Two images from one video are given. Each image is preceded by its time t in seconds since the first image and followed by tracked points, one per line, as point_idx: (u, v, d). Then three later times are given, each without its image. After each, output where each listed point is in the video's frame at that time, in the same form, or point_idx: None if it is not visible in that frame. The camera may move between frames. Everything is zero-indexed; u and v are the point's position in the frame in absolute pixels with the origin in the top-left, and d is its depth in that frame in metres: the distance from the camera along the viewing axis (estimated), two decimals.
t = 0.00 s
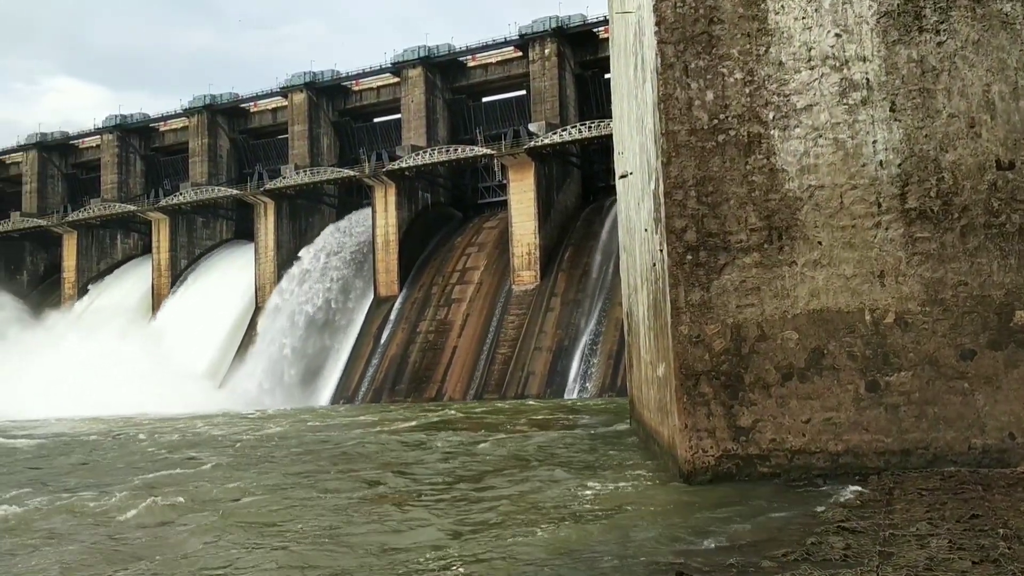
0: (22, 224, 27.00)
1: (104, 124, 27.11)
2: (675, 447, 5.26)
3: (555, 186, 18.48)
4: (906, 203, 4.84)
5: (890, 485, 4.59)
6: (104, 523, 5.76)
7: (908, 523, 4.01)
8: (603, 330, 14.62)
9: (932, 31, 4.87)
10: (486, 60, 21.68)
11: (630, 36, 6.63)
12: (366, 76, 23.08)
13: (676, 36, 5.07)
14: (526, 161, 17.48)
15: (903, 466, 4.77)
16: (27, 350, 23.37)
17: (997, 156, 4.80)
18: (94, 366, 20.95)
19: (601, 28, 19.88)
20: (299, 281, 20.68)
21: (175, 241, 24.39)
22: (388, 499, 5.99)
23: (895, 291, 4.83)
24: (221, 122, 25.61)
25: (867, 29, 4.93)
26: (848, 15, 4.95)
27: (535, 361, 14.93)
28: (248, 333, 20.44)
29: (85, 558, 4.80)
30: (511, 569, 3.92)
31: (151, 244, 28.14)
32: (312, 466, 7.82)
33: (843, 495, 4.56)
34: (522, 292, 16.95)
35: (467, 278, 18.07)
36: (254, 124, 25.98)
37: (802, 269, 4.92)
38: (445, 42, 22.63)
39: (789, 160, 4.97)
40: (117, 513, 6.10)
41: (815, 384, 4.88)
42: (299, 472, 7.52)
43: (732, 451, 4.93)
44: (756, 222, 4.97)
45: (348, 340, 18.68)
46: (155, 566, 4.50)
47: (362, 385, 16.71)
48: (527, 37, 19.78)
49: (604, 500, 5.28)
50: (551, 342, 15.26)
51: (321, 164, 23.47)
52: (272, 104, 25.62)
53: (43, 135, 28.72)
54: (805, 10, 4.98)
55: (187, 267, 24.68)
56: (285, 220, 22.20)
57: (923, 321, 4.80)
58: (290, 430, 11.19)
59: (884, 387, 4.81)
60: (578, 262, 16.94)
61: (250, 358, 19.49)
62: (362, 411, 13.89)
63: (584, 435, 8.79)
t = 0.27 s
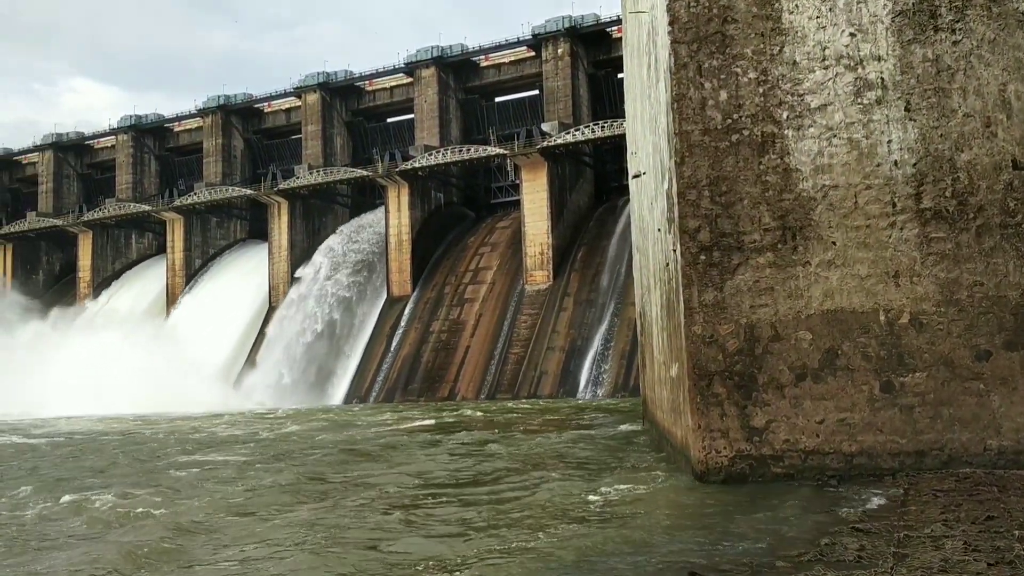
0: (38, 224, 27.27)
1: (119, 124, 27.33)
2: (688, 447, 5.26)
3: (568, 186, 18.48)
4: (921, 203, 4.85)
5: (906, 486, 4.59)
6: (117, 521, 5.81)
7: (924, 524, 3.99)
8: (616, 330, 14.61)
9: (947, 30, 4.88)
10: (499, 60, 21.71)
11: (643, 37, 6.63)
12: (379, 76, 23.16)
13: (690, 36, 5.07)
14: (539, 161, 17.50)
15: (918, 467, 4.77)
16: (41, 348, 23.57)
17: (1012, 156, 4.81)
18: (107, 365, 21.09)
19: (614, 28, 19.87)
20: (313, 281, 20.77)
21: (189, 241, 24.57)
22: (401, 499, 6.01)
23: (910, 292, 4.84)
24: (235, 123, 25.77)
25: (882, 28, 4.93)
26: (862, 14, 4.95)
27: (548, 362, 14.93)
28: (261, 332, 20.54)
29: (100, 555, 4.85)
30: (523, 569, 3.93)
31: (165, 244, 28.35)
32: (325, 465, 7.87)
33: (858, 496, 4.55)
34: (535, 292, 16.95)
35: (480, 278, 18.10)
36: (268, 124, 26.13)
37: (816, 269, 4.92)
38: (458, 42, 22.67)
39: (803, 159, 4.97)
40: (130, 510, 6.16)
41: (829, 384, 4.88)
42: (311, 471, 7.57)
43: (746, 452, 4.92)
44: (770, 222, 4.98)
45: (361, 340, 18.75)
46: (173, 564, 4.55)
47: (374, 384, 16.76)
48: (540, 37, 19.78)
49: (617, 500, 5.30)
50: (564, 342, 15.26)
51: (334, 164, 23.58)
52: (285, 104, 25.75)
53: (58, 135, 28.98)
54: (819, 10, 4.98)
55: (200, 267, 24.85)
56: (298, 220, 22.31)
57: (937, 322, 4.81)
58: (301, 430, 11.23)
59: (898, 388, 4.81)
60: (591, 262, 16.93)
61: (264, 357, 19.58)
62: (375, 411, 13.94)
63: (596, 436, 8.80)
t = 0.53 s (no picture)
0: (53, 224, 27.54)
1: (133, 125, 27.56)
2: (699, 448, 5.28)
3: (580, 187, 18.47)
4: (935, 204, 4.89)
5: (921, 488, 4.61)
6: (131, 520, 5.87)
7: (938, 526, 3.97)
8: (628, 331, 14.61)
9: (961, 30, 4.90)
10: (510, 61, 21.73)
11: (655, 37, 6.63)
12: (391, 77, 23.23)
13: (702, 36, 5.08)
14: (551, 162, 17.50)
15: (932, 468, 4.79)
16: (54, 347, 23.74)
17: None
18: (119, 363, 21.21)
19: (626, 29, 19.83)
20: (325, 281, 20.87)
21: (202, 242, 24.73)
22: (413, 499, 6.05)
23: (923, 292, 4.86)
24: (248, 124, 25.93)
25: (895, 28, 4.96)
26: (876, 14, 4.97)
27: (559, 362, 14.94)
28: (274, 332, 20.65)
29: (116, 555, 4.91)
30: (535, 570, 3.95)
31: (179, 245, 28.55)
32: (337, 465, 7.92)
33: (871, 497, 4.57)
34: (547, 292, 16.95)
35: (492, 279, 18.13)
36: (280, 125, 26.25)
37: (829, 270, 4.93)
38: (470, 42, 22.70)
39: (816, 160, 4.98)
40: (144, 510, 6.22)
41: (842, 385, 4.89)
42: (323, 471, 7.62)
43: (758, 453, 4.94)
44: (783, 222, 4.99)
45: (373, 340, 18.82)
46: (189, 563, 4.61)
47: (386, 385, 16.81)
48: (552, 37, 19.77)
49: (628, 500, 5.32)
50: (576, 343, 15.25)
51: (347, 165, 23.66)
52: (298, 105, 25.87)
53: (73, 136, 29.25)
54: (833, 10, 4.99)
55: (214, 267, 25.02)
56: (310, 221, 22.42)
57: (952, 323, 4.84)
58: (312, 430, 11.29)
59: (912, 390, 4.83)
60: (603, 263, 16.91)
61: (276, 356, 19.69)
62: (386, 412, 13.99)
63: (607, 436, 8.81)
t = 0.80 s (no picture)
0: (67, 225, 27.77)
1: (146, 126, 27.75)
2: (711, 448, 5.31)
3: (591, 187, 18.46)
4: (948, 204, 4.92)
5: (933, 490, 4.65)
6: (145, 519, 5.93)
7: (951, 528, 3.97)
8: (639, 332, 14.59)
9: (975, 28, 4.95)
10: (522, 61, 21.75)
11: (667, 37, 6.65)
12: (403, 78, 23.29)
13: (714, 36, 5.14)
14: (563, 162, 17.50)
15: (946, 470, 4.81)
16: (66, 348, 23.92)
17: None
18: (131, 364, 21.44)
19: (638, 28, 19.79)
20: (337, 280, 20.93)
21: (215, 242, 24.89)
22: (425, 499, 6.09)
23: (937, 292, 4.90)
24: (260, 125, 26.06)
25: (909, 27, 5.01)
26: (889, 13, 5.02)
27: (571, 363, 14.93)
28: (286, 331, 20.73)
29: (131, 554, 4.96)
30: (546, 570, 3.97)
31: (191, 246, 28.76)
32: (350, 466, 7.97)
33: (886, 498, 4.60)
34: (559, 292, 16.95)
35: (503, 279, 18.15)
36: (292, 126, 26.37)
37: (841, 270, 4.98)
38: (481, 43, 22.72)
39: (828, 160, 5.04)
40: (157, 509, 6.28)
41: (855, 386, 4.93)
42: (335, 471, 7.66)
43: (771, 454, 4.97)
44: (795, 222, 5.05)
45: (385, 341, 18.87)
46: (205, 562, 4.66)
47: (398, 385, 16.85)
48: (563, 37, 19.76)
49: (640, 500, 5.36)
50: (588, 343, 15.24)
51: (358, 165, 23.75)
52: (310, 106, 25.98)
53: (87, 137, 29.48)
54: (846, 9, 5.05)
55: (226, 268, 25.16)
56: (322, 221, 22.52)
57: (965, 324, 4.86)
58: (324, 431, 11.35)
59: (925, 390, 4.86)
60: (615, 264, 16.88)
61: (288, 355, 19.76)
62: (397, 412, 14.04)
63: (620, 436, 8.82)
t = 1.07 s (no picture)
0: (80, 225, 27.99)
1: (158, 127, 27.91)
2: (722, 449, 5.30)
3: (602, 187, 18.46)
4: (962, 202, 4.95)
5: (947, 489, 4.67)
6: (161, 518, 5.98)
7: (967, 528, 3.96)
8: (650, 332, 14.59)
9: (989, 26, 4.99)
10: (533, 60, 21.76)
11: (678, 36, 6.66)
12: (414, 78, 23.34)
13: (725, 35, 5.13)
14: (574, 162, 17.51)
15: (959, 469, 4.84)
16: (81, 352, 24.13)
17: None
18: (143, 366, 21.64)
19: (649, 28, 19.78)
20: (348, 280, 21.00)
21: (227, 243, 25.02)
22: (437, 498, 6.11)
23: (950, 291, 4.92)
24: (272, 125, 26.18)
25: (922, 25, 5.03)
26: (902, 12, 5.04)
27: (582, 362, 14.93)
28: (298, 330, 20.81)
29: (149, 552, 5.01)
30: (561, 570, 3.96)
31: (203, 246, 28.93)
32: (361, 465, 8.01)
33: (899, 497, 4.61)
34: (570, 292, 16.94)
35: (514, 278, 18.17)
36: (304, 126, 26.48)
37: (854, 269, 4.99)
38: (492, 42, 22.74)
39: (840, 159, 5.04)
40: (172, 508, 6.32)
41: (867, 386, 4.94)
42: (347, 471, 7.70)
43: (783, 454, 4.97)
44: (807, 222, 5.04)
45: (396, 340, 18.92)
46: (221, 560, 4.70)
47: (409, 385, 16.89)
48: (574, 37, 19.76)
49: (651, 500, 5.36)
50: (599, 343, 15.24)
51: (370, 165, 23.82)
52: (321, 106, 26.08)
53: (100, 138, 29.70)
54: (858, 8, 5.06)
55: (238, 268, 25.29)
56: (334, 221, 22.60)
57: (978, 323, 4.89)
58: (334, 430, 11.39)
59: (939, 390, 4.88)
60: (626, 263, 16.88)
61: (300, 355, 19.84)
62: (408, 412, 14.08)
63: (630, 436, 8.84)
